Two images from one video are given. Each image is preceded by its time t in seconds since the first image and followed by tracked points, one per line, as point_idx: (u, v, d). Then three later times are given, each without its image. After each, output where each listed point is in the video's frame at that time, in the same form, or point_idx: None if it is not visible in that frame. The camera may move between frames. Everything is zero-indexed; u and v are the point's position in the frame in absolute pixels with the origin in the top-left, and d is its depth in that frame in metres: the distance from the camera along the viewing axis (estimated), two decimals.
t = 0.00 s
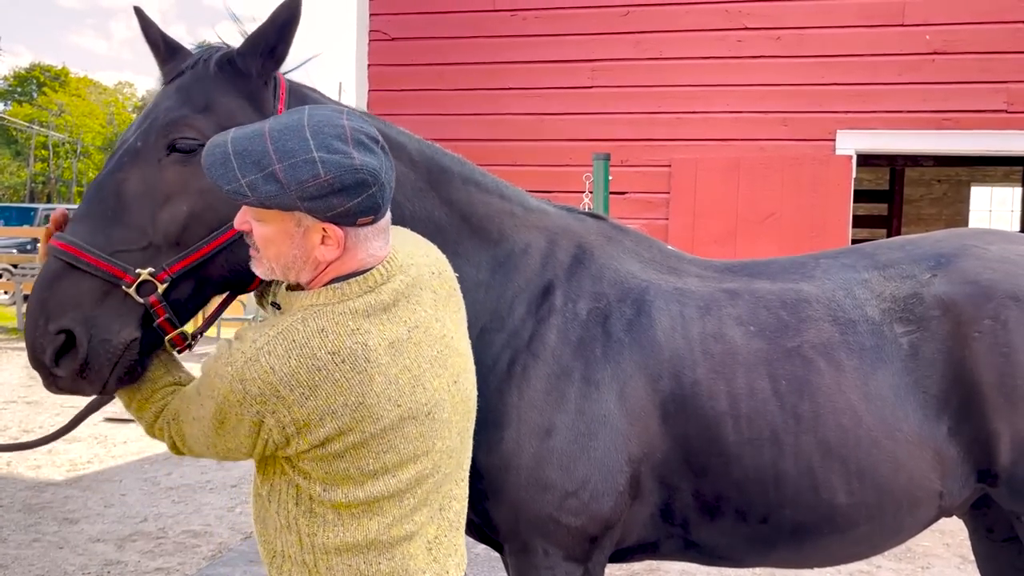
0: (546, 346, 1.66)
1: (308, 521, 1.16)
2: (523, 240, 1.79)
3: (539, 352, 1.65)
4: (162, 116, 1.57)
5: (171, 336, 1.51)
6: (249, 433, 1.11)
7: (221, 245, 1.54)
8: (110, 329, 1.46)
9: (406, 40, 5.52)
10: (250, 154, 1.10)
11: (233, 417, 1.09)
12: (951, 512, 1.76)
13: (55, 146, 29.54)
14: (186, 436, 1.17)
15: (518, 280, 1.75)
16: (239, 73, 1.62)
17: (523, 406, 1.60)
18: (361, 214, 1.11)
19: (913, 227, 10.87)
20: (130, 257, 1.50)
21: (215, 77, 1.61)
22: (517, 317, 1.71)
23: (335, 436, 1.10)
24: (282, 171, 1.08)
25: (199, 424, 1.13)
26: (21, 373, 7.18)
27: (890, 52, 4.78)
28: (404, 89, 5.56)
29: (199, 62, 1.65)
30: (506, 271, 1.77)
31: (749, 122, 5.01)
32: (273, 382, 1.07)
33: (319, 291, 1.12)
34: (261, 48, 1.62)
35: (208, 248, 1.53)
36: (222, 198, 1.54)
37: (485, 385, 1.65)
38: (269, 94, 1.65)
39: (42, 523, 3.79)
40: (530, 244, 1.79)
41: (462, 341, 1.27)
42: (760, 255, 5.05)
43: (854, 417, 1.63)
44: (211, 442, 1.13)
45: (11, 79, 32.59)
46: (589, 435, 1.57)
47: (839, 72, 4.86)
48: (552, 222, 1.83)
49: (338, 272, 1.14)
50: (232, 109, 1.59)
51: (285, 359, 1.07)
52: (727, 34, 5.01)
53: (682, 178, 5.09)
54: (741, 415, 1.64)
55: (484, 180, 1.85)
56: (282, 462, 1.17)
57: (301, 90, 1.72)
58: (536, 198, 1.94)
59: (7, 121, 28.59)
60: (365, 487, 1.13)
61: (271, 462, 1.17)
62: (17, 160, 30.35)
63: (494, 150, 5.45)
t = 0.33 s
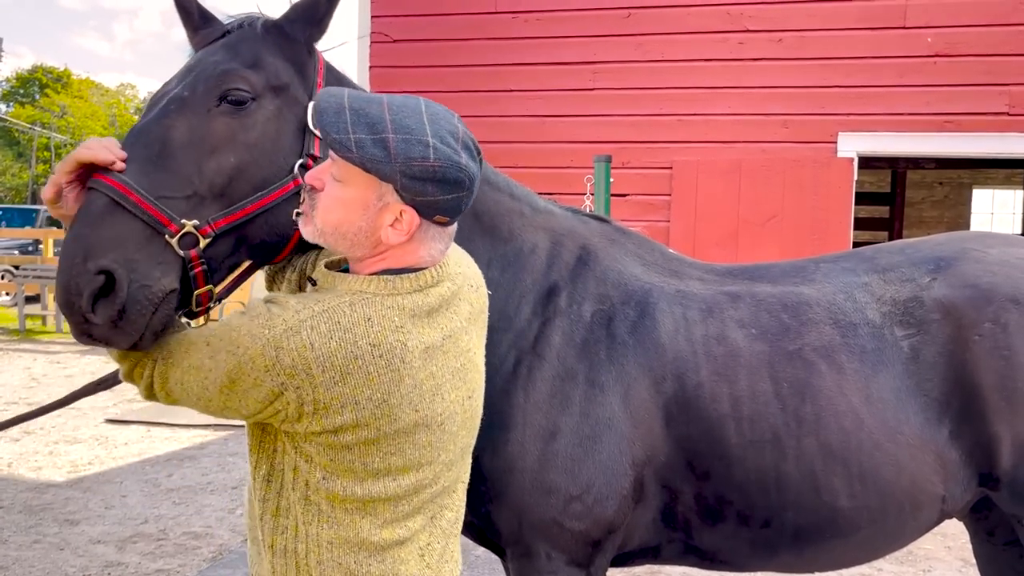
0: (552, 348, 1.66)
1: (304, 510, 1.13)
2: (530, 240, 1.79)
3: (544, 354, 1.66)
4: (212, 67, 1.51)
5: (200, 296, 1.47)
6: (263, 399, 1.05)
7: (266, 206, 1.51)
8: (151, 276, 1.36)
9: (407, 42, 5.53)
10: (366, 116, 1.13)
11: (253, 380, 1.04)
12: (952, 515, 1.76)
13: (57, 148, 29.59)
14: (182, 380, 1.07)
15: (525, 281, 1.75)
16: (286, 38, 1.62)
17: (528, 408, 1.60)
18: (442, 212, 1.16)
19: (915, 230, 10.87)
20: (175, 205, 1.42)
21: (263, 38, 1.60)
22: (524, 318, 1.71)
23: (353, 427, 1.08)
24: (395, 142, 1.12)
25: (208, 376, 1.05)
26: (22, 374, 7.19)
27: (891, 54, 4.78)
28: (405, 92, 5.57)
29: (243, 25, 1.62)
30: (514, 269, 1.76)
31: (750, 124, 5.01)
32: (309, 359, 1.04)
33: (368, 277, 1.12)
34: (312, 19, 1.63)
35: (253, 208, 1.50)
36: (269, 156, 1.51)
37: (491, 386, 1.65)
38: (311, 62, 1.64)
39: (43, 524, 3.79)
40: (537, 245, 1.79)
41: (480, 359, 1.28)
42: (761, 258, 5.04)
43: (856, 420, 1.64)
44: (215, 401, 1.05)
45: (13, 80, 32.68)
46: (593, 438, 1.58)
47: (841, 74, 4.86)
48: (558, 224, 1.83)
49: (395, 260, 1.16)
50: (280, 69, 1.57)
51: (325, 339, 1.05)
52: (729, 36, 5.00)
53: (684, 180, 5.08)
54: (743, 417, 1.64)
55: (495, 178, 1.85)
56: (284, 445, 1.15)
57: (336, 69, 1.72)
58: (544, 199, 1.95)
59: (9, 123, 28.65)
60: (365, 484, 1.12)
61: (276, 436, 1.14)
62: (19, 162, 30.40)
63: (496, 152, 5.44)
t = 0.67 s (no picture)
0: (554, 350, 1.67)
1: (314, 513, 1.11)
2: (533, 242, 1.79)
3: (547, 356, 1.66)
4: (237, 76, 1.47)
5: (242, 311, 1.44)
6: (300, 401, 1.04)
7: (300, 217, 1.51)
8: (204, 297, 1.30)
9: (407, 43, 5.53)
10: (427, 117, 1.18)
11: (289, 379, 1.03)
12: (955, 518, 1.76)
13: (58, 149, 29.60)
14: (211, 397, 1.07)
15: (527, 282, 1.75)
16: (299, 45, 1.62)
17: (530, 411, 1.60)
18: (487, 217, 1.21)
19: (915, 232, 10.85)
20: (217, 221, 1.39)
21: (277, 44, 1.58)
22: (525, 319, 1.71)
23: (379, 426, 1.09)
24: (455, 144, 1.17)
25: (243, 382, 1.04)
26: (22, 376, 7.19)
27: (892, 57, 4.78)
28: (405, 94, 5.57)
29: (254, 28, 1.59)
30: (516, 270, 1.75)
31: (751, 126, 5.01)
32: (349, 355, 1.04)
33: (404, 277, 1.14)
34: (323, 24, 1.63)
35: (288, 220, 1.49)
36: (298, 167, 1.52)
37: (494, 388, 1.65)
38: (324, 68, 1.65)
39: (43, 526, 3.79)
40: (539, 246, 1.79)
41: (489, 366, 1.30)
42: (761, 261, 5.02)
43: (860, 420, 1.65)
44: (246, 415, 1.05)
45: (14, 82, 32.70)
46: (597, 440, 1.58)
47: (841, 76, 4.86)
48: (560, 226, 1.84)
49: (436, 259, 1.19)
50: (300, 78, 1.56)
51: (367, 335, 1.06)
52: (729, 38, 5.01)
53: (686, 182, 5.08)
54: (747, 418, 1.65)
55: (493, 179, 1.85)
56: (295, 446, 1.12)
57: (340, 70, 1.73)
58: (544, 201, 1.95)
59: (10, 124, 28.66)
60: (382, 486, 1.12)
61: (289, 434, 1.11)
62: (20, 163, 30.42)
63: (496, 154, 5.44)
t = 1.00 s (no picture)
0: (555, 351, 1.68)
1: (305, 511, 1.11)
2: (533, 244, 1.79)
3: (548, 357, 1.67)
4: (243, 83, 1.47)
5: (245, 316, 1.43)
6: (299, 398, 1.05)
7: (302, 224, 1.51)
8: (208, 301, 1.29)
9: (406, 46, 5.53)
10: (438, 118, 1.19)
11: (287, 375, 1.04)
12: (956, 520, 1.76)
13: (57, 151, 29.59)
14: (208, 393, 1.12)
15: (526, 284, 1.75)
16: (301, 54, 1.62)
17: (531, 411, 1.61)
18: (484, 222, 1.21)
19: (914, 234, 10.86)
20: (222, 224, 1.38)
21: (280, 53, 1.57)
22: (526, 320, 1.72)
23: (373, 423, 1.09)
24: (460, 146, 1.18)
25: (241, 377, 1.06)
26: (22, 378, 7.18)
27: (890, 59, 4.78)
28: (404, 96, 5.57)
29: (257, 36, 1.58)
30: (515, 273, 1.75)
31: (750, 129, 5.01)
32: (349, 351, 1.05)
33: (401, 276, 1.15)
34: (326, 34, 1.63)
35: (290, 227, 1.49)
36: (301, 174, 1.51)
37: (494, 389, 1.66)
38: (325, 76, 1.65)
39: (42, 528, 3.79)
40: (539, 248, 1.79)
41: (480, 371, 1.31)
42: (761, 264, 5.03)
43: (860, 420, 1.65)
44: (241, 410, 1.07)
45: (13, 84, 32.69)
46: (598, 440, 1.59)
47: (840, 79, 4.86)
48: (561, 228, 1.84)
49: (431, 259, 1.19)
50: (303, 86, 1.56)
51: (367, 331, 1.07)
52: (728, 41, 5.02)
53: (685, 184, 5.08)
54: (748, 418, 1.66)
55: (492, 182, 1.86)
56: (288, 443, 1.13)
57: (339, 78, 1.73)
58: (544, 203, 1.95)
59: (9, 127, 28.64)
60: (374, 484, 1.13)
61: (282, 431, 1.12)
62: (19, 165, 30.41)
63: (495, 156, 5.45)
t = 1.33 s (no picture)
0: (549, 353, 1.68)
1: (281, 513, 1.11)
2: (528, 248, 1.80)
3: (542, 359, 1.68)
4: (233, 101, 1.46)
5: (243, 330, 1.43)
6: (272, 404, 1.04)
7: (294, 236, 1.50)
8: (205, 319, 1.31)
9: (403, 49, 5.53)
10: (406, 121, 1.17)
11: (261, 379, 1.03)
12: (952, 523, 1.77)
13: (52, 154, 29.53)
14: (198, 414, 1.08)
15: (521, 288, 1.76)
16: (291, 66, 1.62)
17: (526, 414, 1.62)
18: (457, 224, 1.17)
19: (909, 237, 10.88)
20: (215, 244, 1.39)
21: (269, 65, 1.57)
22: (520, 323, 1.73)
23: (349, 426, 1.07)
24: (429, 149, 1.16)
25: (225, 392, 1.05)
26: (17, 381, 7.16)
27: (885, 63, 4.80)
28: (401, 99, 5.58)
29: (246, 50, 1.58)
30: (510, 276, 1.76)
31: (746, 132, 5.02)
32: (321, 354, 1.04)
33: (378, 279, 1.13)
34: (314, 46, 1.63)
35: (282, 240, 1.49)
36: (293, 190, 1.52)
37: (489, 393, 1.67)
38: (316, 88, 1.65)
39: (38, 532, 3.78)
40: (534, 251, 1.80)
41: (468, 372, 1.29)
42: (757, 266, 5.04)
43: (855, 421, 1.66)
44: (229, 427, 1.06)
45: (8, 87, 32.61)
46: (592, 442, 1.60)
47: (835, 82, 4.87)
48: (556, 231, 1.85)
49: (407, 264, 1.17)
50: (293, 100, 1.56)
51: (339, 334, 1.05)
52: (723, 44, 5.02)
53: (681, 187, 5.09)
54: (743, 419, 1.66)
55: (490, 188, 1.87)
56: (268, 448, 1.12)
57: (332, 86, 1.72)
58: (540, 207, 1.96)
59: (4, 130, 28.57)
60: (350, 488, 1.11)
61: (262, 438, 1.10)
62: (14, 168, 30.35)
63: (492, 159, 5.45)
